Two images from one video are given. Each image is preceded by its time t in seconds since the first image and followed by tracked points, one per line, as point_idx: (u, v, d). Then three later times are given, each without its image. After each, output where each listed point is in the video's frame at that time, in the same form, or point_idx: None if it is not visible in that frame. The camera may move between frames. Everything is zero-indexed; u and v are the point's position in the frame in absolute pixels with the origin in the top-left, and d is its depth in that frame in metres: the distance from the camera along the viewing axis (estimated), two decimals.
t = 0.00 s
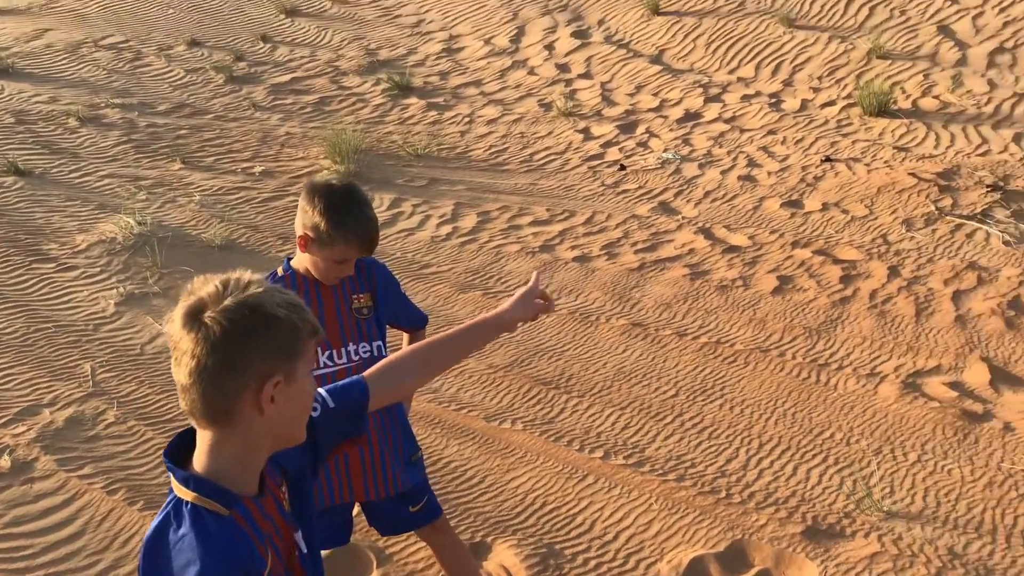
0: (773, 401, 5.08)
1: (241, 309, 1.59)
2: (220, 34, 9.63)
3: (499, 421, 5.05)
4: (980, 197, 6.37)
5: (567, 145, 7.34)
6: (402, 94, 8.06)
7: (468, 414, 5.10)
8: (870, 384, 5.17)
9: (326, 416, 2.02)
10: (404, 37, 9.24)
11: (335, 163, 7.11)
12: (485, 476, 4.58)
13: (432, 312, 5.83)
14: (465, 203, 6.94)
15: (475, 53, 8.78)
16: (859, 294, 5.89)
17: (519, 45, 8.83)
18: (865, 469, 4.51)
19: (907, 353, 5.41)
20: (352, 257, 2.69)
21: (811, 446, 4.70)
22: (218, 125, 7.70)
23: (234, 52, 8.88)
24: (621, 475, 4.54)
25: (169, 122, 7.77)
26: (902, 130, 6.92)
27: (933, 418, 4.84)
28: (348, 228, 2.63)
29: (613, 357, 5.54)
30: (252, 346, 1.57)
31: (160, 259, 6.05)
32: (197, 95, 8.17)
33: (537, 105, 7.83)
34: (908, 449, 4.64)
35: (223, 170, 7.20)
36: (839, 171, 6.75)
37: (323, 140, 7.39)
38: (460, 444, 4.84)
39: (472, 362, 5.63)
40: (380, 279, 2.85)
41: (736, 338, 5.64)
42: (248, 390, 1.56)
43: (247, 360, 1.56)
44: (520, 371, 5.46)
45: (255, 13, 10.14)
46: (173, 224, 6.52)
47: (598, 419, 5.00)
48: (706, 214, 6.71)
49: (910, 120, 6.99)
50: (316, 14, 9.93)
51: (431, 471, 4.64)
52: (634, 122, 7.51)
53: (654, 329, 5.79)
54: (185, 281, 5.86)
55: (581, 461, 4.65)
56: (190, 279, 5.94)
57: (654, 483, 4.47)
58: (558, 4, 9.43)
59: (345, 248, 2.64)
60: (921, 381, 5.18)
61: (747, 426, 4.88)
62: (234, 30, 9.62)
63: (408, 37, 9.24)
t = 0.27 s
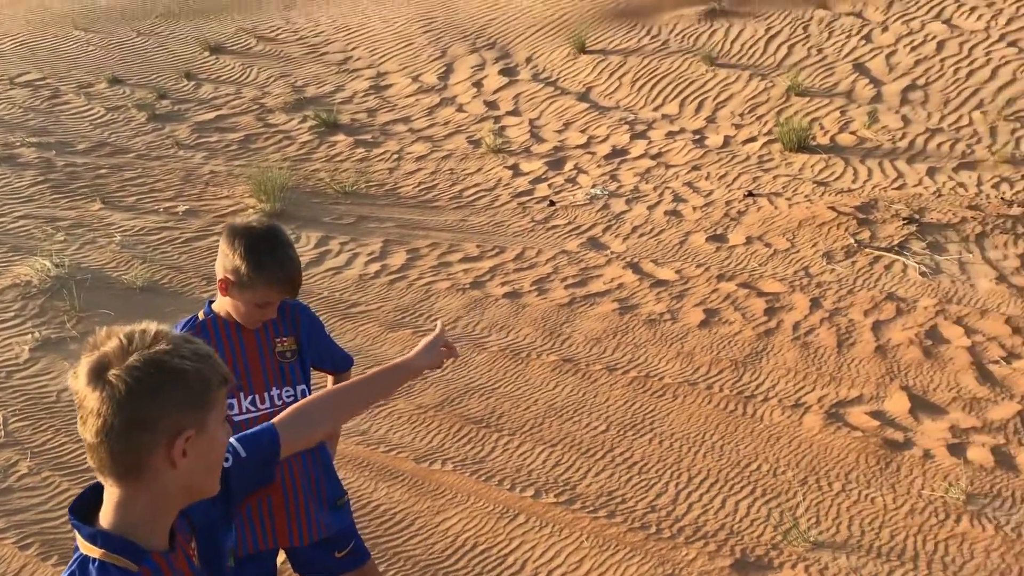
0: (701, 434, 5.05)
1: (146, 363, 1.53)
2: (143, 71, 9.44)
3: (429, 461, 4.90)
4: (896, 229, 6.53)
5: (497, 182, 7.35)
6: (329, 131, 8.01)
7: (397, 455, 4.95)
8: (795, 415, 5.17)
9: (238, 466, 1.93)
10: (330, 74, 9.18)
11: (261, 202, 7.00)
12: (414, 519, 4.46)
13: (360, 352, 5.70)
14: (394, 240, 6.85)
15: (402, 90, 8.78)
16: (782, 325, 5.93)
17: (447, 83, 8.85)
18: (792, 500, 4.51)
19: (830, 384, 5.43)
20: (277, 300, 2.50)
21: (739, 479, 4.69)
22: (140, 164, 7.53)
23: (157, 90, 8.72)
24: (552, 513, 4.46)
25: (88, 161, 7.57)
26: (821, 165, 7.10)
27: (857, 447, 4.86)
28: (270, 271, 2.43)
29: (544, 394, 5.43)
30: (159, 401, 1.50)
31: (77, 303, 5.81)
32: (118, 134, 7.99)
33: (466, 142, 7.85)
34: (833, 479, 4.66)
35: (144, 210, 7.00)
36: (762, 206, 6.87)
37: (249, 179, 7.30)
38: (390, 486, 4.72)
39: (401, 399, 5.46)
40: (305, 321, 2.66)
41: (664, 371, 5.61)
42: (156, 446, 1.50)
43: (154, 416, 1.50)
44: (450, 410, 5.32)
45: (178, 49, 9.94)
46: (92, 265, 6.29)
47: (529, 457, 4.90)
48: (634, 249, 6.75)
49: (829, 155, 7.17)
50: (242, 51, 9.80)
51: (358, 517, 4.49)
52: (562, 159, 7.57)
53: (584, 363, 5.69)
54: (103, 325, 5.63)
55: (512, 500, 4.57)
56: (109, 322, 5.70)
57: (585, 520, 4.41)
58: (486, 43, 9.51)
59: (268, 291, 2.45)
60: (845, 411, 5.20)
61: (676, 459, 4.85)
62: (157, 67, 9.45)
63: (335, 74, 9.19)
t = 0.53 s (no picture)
0: (650, 477, 5.01)
1: (43, 429, 1.23)
2: (89, 112, 9.32)
3: (377, 510, 4.79)
4: (839, 269, 6.64)
5: (448, 224, 7.35)
6: (279, 173, 7.97)
7: (345, 504, 4.83)
8: (743, 456, 5.14)
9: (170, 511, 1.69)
10: (280, 116, 9.17)
11: (209, 245, 6.90)
12: (362, 569, 4.33)
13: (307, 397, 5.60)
14: (344, 283, 6.77)
15: (353, 132, 8.82)
16: (730, 366, 5.93)
17: (398, 125, 8.91)
18: (740, 542, 4.48)
19: (776, 424, 5.41)
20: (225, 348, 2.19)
21: (689, 521, 4.66)
22: (85, 207, 7.41)
23: (103, 133, 8.61)
24: (501, 561, 4.37)
25: (31, 204, 7.42)
26: (766, 207, 7.23)
27: (804, 488, 4.84)
28: (218, 315, 2.14)
29: (495, 439, 5.34)
30: (52, 473, 1.21)
31: (16, 349, 5.65)
32: (63, 177, 7.86)
33: (417, 184, 7.87)
34: (781, 520, 4.63)
35: (88, 254, 6.86)
36: (709, 247, 6.96)
37: (197, 223, 7.21)
38: (337, 535, 4.58)
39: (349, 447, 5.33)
40: (253, 368, 2.31)
41: (615, 414, 5.56)
42: (47, 526, 1.22)
43: (50, 489, 1.21)
44: (400, 457, 5.20)
45: (126, 91, 9.85)
46: (33, 312, 6.12)
47: (478, 503, 4.81)
48: (584, 290, 6.75)
49: (773, 198, 7.31)
50: (191, 94, 9.77)
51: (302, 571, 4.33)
52: (513, 201, 7.61)
53: (535, 407, 5.62)
54: (44, 373, 5.46)
55: (461, 549, 4.46)
56: (50, 369, 5.53)
57: (535, 567, 4.33)
58: (437, 86, 9.61)
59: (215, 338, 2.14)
60: (792, 451, 5.18)
61: (626, 503, 4.80)
62: (102, 108, 9.35)
63: (285, 117, 9.19)
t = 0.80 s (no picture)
0: (618, 537, 4.75)
1: None
2: (55, 161, 9.29)
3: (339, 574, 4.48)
4: (807, 323, 6.59)
5: (417, 275, 7.30)
6: (247, 223, 7.95)
7: (303, 567, 4.50)
8: (711, 515, 4.90)
9: None
10: (250, 166, 9.23)
11: (174, 297, 6.78)
12: None
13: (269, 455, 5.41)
14: (311, 336, 6.64)
15: (323, 183, 8.87)
16: (699, 423, 5.76)
17: (369, 175, 9.00)
18: None
19: (745, 482, 5.19)
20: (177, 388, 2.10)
21: None
22: (48, 257, 7.29)
23: (70, 182, 8.56)
24: None
25: None
26: (734, 261, 7.25)
27: (772, 548, 4.57)
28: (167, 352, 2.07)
29: (460, 498, 5.09)
30: None
31: None
32: (27, 226, 7.75)
33: (387, 235, 7.88)
34: None
35: (51, 306, 6.71)
36: (678, 300, 6.93)
37: (162, 274, 7.13)
38: None
39: (313, 505, 5.06)
40: (221, 433, 2.22)
41: (582, 471, 5.33)
42: None
43: None
44: (364, 517, 4.93)
45: (93, 140, 9.88)
46: None
47: (443, 566, 4.53)
48: (553, 343, 6.65)
49: (741, 251, 7.35)
50: (159, 142, 9.82)
51: None
52: (484, 252, 7.61)
53: (502, 465, 5.39)
54: None
55: None
56: (6, 425, 5.33)
57: None
58: (408, 137, 9.82)
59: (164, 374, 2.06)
60: (760, 509, 4.94)
61: (594, 565, 4.54)
62: (69, 157, 9.33)
63: (255, 166, 9.23)
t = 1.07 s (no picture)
0: None
1: None
2: (37, 212, 9.37)
3: None
4: (787, 383, 6.46)
5: (398, 330, 7.28)
6: (229, 276, 8.03)
7: None
8: None
9: None
10: (233, 220, 9.47)
11: (152, 351, 6.65)
12: None
13: (244, 515, 5.01)
14: (290, 392, 6.46)
15: (306, 236, 9.07)
16: (681, 484, 5.42)
17: (352, 229, 9.25)
18: None
19: (727, 546, 4.81)
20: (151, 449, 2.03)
21: None
22: (25, 309, 7.19)
23: (51, 233, 8.60)
24: None
25: None
26: (714, 318, 7.27)
27: None
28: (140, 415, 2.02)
29: (439, 561, 4.63)
30: None
31: None
32: (5, 277, 7.69)
33: (369, 288, 7.95)
34: None
35: (26, 360, 6.51)
36: (659, 357, 6.86)
37: (141, 327, 7.05)
38: None
39: (285, 567, 4.56)
40: (202, 511, 2.17)
41: (563, 535, 4.93)
42: None
43: None
44: None
45: (75, 192, 10.09)
46: None
47: None
48: (535, 401, 6.45)
49: (722, 308, 7.38)
50: (140, 195, 10.09)
51: None
52: (465, 306, 7.65)
53: (482, 527, 4.97)
54: None
55: None
56: None
57: None
58: (392, 191, 10.27)
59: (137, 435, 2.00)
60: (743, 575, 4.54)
61: None
62: (50, 209, 9.43)
63: (237, 219, 9.51)
